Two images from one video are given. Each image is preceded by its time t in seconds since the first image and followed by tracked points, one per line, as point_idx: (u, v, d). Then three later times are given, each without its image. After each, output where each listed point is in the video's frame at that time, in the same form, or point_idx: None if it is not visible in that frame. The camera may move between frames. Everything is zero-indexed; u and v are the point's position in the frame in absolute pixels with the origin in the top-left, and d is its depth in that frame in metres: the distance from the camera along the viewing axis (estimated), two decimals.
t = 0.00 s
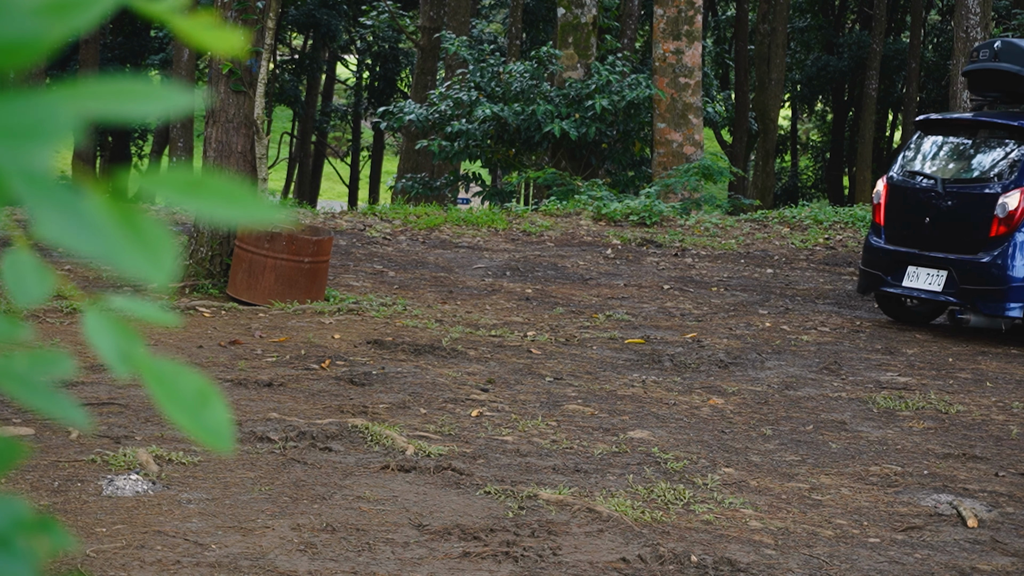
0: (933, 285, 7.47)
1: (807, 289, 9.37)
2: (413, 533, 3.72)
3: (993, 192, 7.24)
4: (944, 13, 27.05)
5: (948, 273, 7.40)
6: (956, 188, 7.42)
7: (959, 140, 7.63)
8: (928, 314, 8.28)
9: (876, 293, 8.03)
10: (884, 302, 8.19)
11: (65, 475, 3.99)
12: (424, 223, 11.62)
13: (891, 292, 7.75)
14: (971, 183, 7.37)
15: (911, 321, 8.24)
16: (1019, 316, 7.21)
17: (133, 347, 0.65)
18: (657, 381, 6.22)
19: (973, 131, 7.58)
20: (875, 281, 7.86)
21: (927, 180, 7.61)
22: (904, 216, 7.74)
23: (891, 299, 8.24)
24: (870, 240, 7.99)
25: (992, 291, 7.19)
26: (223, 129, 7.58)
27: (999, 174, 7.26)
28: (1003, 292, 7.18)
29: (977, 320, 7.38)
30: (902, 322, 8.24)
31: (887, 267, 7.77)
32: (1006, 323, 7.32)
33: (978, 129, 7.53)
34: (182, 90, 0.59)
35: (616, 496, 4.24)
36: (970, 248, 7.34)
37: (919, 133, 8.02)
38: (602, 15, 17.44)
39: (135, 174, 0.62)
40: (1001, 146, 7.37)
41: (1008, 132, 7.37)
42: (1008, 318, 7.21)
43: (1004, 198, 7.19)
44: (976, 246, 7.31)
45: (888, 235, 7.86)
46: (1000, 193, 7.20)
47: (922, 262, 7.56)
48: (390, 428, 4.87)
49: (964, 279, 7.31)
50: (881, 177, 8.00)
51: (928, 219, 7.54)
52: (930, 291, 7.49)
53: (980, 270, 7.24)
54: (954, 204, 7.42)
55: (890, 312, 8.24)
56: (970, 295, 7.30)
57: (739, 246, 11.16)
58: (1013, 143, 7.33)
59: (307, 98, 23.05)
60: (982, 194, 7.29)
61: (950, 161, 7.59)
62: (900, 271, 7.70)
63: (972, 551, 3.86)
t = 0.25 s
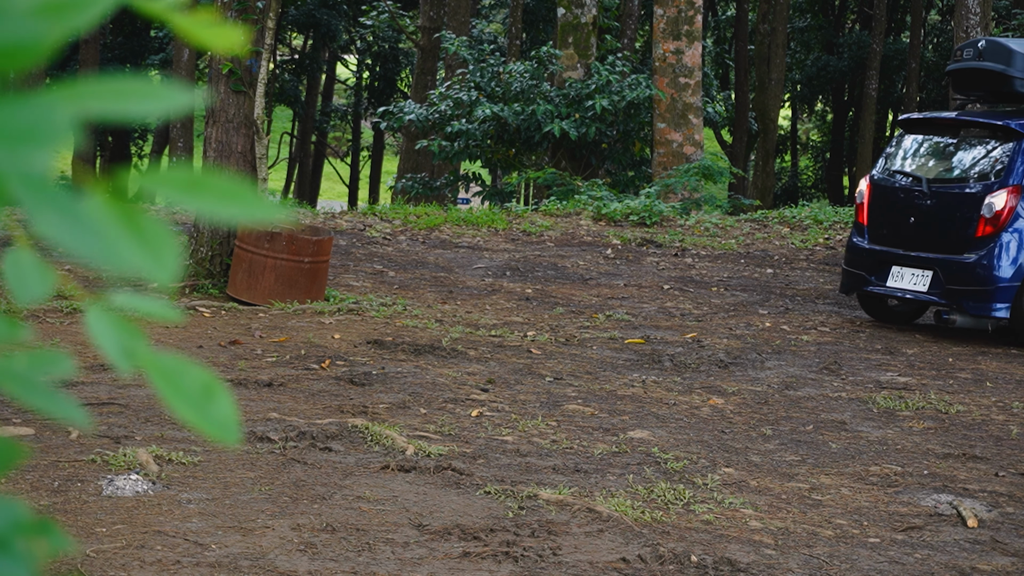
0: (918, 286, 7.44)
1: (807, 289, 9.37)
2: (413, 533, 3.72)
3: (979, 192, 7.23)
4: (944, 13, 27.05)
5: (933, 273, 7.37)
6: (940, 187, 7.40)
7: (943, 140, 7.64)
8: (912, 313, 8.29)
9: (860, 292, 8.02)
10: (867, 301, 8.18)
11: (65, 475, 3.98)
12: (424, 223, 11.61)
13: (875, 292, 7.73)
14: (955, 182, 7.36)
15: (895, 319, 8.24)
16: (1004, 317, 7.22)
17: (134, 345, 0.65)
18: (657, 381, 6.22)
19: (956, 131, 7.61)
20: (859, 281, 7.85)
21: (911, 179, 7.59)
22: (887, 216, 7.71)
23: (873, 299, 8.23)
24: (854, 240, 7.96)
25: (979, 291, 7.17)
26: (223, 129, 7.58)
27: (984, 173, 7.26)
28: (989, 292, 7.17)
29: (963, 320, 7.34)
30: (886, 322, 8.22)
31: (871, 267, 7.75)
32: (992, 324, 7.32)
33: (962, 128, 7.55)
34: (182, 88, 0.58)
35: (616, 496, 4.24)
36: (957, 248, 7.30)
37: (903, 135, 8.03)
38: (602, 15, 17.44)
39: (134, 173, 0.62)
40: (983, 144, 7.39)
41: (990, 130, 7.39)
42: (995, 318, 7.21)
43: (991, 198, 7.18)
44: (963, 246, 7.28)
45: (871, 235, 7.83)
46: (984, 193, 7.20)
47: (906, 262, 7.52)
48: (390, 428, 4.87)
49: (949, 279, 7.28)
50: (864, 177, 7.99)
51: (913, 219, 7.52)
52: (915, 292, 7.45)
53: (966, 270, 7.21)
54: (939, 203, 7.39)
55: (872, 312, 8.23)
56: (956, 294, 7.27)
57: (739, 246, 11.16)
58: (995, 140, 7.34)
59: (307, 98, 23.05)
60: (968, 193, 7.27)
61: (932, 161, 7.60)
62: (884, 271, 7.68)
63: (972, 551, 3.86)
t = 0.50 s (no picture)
0: (904, 285, 7.41)
1: (807, 289, 9.37)
2: (413, 533, 3.72)
3: (966, 193, 7.20)
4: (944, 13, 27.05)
5: (919, 273, 7.35)
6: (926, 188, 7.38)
7: (926, 137, 7.62)
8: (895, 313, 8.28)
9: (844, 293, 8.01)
10: (852, 302, 8.17)
11: (65, 475, 3.99)
12: (424, 223, 11.61)
13: (860, 292, 7.72)
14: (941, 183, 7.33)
15: (879, 320, 8.24)
16: (992, 317, 7.17)
17: (134, 345, 0.65)
18: (657, 381, 6.22)
19: (939, 128, 7.58)
20: (844, 281, 7.84)
21: (897, 180, 7.57)
22: (873, 216, 7.71)
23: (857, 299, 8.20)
24: (839, 240, 7.95)
25: (967, 291, 7.13)
26: (223, 129, 7.59)
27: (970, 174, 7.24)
28: (977, 293, 7.13)
29: (951, 320, 7.29)
30: (871, 322, 8.19)
31: (856, 267, 7.74)
32: (980, 324, 7.29)
33: (945, 127, 7.52)
34: (181, 90, 0.59)
35: (616, 496, 4.24)
36: (945, 249, 7.27)
37: (887, 132, 8.02)
38: (602, 15, 17.45)
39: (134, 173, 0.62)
40: (968, 144, 7.37)
41: (975, 130, 7.37)
42: (981, 318, 7.17)
43: (977, 199, 7.16)
44: (950, 246, 7.25)
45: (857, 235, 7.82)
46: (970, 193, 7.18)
47: (892, 262, 7.52)
48: (390, 428, 4.87)
49: (935, 279, 7.25)
50: (849, 176, 7.98)
51: (899, 219, 7.50)
52: (901, 291, 7.43)
53: (953, 271, 7.17)
54: (926, 204, 7.37)
55: (857, 312, 8.21)
56: (943, 295, 7.23)
57: (739, 246, 11.16)
58: (980, 139, 7.33)
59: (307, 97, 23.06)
60: (954, 194, 7.25)
61: (916, 161, 7.58)
62: (870, 271, 7.67)
63: (972, 551, 3.86)
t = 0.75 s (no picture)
0: (892, 286, 7.41)
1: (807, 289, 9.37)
2: (413, 533, 3.72)
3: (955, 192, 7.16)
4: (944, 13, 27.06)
5: (907, 273, 7.34)
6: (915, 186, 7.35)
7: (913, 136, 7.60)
8: (881, 312, 8.29)
9: (830, 292, 8.02)
10: (837, 301, 8.18)
11: (65, 475, 3.99)
12: (424, 223, 11.62)
13: (846, 291, 7.72)
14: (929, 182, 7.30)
15: (865, 319, 8.25)
16: (981, 316, 7.18)
17: (134, 347, 0.65)
18: (657, 381, 6.22)
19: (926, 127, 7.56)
20: (830, 281, 7.85)
21: (887, 180, 7.55)
22: (861, 215, 7.69)
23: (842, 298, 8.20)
24: (826, 239, 7.94)
25: (956, 292, 7.13)
26: (222, 129, 7.58)
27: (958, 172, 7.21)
28: (965, 293, 7.13)
29: (939, 321, 7.30)
30: (856, 322, 8.19)
31: (843, 267, 7.74)
32: (968, 324, 7.30)
33: (932, 126, 7.52)
34: (183, 89, 0.58)
35: (616, 496, 4.24)
36: (933, 249, 7.25)
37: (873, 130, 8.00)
38: (602, 15, 17.47)
39: (135, 174, 0.62)
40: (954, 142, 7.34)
41: (962, 128, 7.35)
42: (970, 318, 7.18)
43: (966, 199, 7.11)
44: (939, 246, 7.22)
45: (845, 234, 7.82)
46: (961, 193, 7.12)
47: (879, 262, 7.51)
48: (390, 428, 4.87)
49: (923, 278, 7.25)
50: (836, 175, 7.98)
51: (888, 218, 7.48)
52: (889, 291, 7.42)
53: (942, 272, 7.16)
54: (916, 204, 7.34)
55: (842, 312, 8.20)
56: (931, 295, 7.23)
57: (739, 246, 11.16)
58: (966, 137, 7.31)
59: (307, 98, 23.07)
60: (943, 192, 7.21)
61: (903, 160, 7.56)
62: (856, 270, 7.67)
63: (972, 551, 3.86)
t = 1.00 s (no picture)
0: (883, 286, 7.39)
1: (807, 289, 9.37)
2: (413, 533, 3.72)
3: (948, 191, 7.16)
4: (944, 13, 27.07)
5: (899, 273, 7.32)
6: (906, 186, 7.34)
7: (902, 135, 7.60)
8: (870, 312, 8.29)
9: (819, 292, 8.01)
10: (826, 301, 8.17)
11: (65, 475, 3.99)
12: (424, 223, 11.62)
13: (837, 291, 7.71)
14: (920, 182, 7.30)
15: (853, 318, 8.24)
16: (972, 317, 7.17)
17: (131, 353, 0.65)
18: (657, 381, 6.22)
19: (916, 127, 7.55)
20: (820, 280, 7.83)
21: (877, 180, 7.53)
22: (852, 214, 7.68)
23: (832, 298, 8.19)
24: (816, 239, 7.94)
25: (947, 292, 7.11)
26: (223, 129, 7.59)
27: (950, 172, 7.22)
28: (957, 293, 7.12)
29: (930, 321, 7.28)
30: (846, 322, 8.19)
31: (833, 266, 7.73)
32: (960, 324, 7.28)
33: (925, 126, 7.48)
34: (181, 92, 0.58)
35: (616, 496, 4.24)
36: (925, 250, 7.24)
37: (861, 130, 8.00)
38: (602, 15, 17.48)
39: (133, 177, 0.62)
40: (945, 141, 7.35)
41: (953, 128, 7.35)
42: (961, 318, 7.16)
43: (958, 199, 7.12)
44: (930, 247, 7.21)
45: (835, 233, 7.80)
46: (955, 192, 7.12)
47: (870, 262, 7.50)
48: (390, 428, 4.87)
49: (915, 279, 7.23)
50: (824, 174, 7.96)
51: (879, 218, 7.48)
52: (879, 291, 7.42)
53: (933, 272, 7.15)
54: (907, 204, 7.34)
55: (831, 311, 8.21)
56: (922, 295, 7.22)
57: (739, 246, 11.15)
58: (956, 137, 7.32)
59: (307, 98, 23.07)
60: (935, 192, 7.20)
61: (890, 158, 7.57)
62: (847, 270, 7.66)
63: (972, 551, 3.86)
